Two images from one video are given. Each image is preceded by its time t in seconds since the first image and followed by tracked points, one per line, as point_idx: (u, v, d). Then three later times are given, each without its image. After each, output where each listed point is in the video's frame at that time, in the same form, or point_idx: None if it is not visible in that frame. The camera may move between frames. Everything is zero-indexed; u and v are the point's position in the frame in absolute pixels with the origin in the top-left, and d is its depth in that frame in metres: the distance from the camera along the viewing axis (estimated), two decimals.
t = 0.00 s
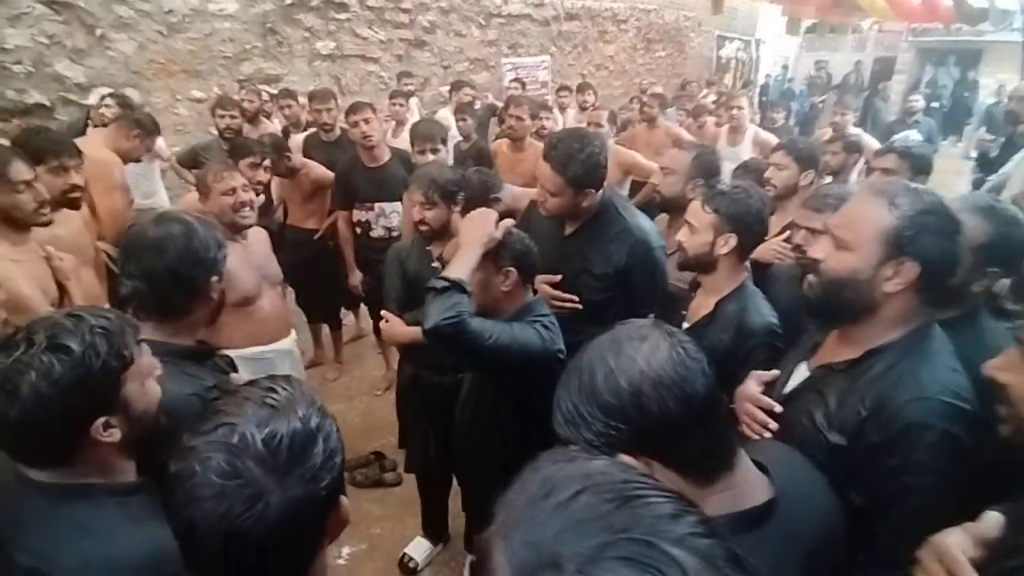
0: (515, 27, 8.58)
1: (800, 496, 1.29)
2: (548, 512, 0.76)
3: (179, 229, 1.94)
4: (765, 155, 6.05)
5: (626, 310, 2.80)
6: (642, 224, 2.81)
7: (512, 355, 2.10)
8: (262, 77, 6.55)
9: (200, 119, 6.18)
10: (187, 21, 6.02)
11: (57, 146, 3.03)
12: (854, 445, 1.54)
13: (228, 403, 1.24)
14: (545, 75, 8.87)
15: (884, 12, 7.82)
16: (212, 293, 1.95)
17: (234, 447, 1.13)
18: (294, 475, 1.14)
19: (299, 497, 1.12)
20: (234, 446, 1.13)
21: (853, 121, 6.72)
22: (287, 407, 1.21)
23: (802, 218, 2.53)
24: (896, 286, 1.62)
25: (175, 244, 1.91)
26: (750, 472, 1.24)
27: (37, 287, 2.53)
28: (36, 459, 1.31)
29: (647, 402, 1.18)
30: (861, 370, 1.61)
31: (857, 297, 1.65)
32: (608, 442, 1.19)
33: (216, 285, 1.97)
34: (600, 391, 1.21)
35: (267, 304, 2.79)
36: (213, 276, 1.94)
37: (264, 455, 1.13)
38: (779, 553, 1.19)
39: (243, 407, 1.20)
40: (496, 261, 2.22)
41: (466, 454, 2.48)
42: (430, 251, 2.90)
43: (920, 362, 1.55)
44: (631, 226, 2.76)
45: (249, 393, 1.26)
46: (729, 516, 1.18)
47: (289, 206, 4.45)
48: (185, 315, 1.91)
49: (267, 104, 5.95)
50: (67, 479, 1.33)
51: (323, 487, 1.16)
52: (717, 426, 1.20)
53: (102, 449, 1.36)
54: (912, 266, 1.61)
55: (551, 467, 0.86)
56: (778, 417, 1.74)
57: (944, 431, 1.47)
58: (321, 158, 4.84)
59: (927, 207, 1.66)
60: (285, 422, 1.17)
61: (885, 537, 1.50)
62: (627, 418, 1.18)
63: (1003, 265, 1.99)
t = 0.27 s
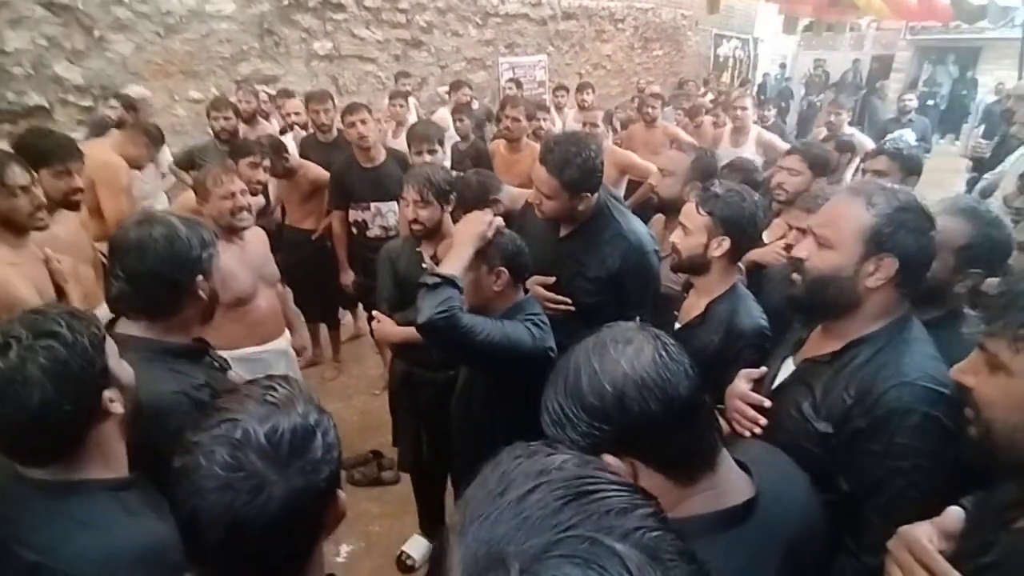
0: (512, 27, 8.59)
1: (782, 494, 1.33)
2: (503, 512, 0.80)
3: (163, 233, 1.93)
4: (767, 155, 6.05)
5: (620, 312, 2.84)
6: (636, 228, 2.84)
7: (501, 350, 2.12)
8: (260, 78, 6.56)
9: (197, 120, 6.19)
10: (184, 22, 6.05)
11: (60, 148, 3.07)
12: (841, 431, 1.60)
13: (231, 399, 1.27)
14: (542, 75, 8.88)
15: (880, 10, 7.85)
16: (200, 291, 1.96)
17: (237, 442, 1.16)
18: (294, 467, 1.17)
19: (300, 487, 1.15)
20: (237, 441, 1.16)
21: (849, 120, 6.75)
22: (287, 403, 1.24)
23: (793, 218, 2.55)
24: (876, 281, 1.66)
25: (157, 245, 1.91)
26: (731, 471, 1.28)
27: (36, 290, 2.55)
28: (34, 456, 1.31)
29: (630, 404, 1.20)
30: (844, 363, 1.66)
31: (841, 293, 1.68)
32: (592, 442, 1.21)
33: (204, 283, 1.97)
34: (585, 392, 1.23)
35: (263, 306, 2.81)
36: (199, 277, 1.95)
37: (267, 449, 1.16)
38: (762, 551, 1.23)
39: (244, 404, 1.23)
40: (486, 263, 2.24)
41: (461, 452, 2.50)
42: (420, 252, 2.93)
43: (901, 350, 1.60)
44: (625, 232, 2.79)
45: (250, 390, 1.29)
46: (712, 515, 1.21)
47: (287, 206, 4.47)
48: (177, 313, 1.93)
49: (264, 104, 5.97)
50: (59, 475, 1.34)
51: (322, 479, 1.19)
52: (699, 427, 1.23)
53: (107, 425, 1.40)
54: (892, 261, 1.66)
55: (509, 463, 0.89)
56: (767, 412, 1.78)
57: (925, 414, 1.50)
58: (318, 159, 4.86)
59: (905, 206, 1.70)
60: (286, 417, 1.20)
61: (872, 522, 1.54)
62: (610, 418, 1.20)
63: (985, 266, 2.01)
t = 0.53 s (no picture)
0: (512, 27, 8.61)
1: (773, 492, 1.34)
2: (461, 530, 0.80)
3: (160, 228, 1.92)
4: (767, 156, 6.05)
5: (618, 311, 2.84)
6: (628, 226, 2.86)
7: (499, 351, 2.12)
8: (259, 78, 6.57)
9: (197, 120, 6.20)
10: (184, 23, 6.06)
11: (56, 139, 3.06)
12: (835, 424, 1.60)
13: (228, 398, 1.27)
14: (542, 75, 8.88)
15: (880, 10, 7.85)
16: (194, 282, 1.95)
17: (234, 440, 1.17)
18: (292, 463, 1.18)
19: (297, 482, 1.16)
20: (234, 439, 1.17)
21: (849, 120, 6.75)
22: (283, 402, 1.24)
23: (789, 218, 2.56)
24: (864, 276, 1.67)
25: (152, 240, 1.90)
26: (720, 469, 1.29)
27: (35, 290, 2.56)
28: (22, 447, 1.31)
29: (619, 405, 1.21)
30: (835, 358, 1.67)
31: (830, 288, 1.69)
32: (581, 442, 1.21)
33: (197, 273, 1.95)
34: (574, 393, 1.24)
35: (258, 306, 2.81)
36: (191, 266, 1.93)
37: (264, 445, 1.17)
38: (751, 548, 1.24)
39: (240, 403, 1.23)
40: (487, 260, 2.25)
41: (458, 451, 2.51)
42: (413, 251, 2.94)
43: (890, 342, 1.62)
44: (619, 229, 2.81)
45: (245, 389, 1.28)
46: (702, 513, 1.22)
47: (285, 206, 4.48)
48: (176, 304, 1.94)
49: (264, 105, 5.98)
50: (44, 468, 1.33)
51: (318, 473, 1.20)
52: (688, 425, 1.24)
53: (94, 412, 1.42)
54: (879, 256, 1.66)
55: (467, 471, 0.88)
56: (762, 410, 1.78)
57: (916, 405, 1.52)
58: (317, 159, 4.87)
59: (891, 202, 1.71)
60: (282, 414, 1.21)
61: (866, 514, 1.55)
62: (600, 419, 1.20)
63: (978, 265, 2.02)
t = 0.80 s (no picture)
0: (512, 27, 8.61)
1: (775, 490, 1.34)
2: (435, 528, 0.81)
3: (173, 223, 1.94)
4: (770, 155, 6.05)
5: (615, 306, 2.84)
6: (619, 219, 2.87)
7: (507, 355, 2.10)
8: (259, 78, 6.57)
9: (197, 120, 6.22)
10: (183, 23, 6.06)
11: (63, 142, 3.12)
12: (840, 423, 1.61)
13: (229, 398, 1.27)
14: (542, 75, 8.88)
15: (880, 10, 7.86)
16: (186, 282, 1.93)
17: (235, 439, 1.17)
18: (293, 463, 1.18)
19: (299, 482, 1.16)
20: (236, 438, 1.17)
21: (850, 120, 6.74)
22: (285, 402, 1.24)
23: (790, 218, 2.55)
24: (868, 276, 1.67)
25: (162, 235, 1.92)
26: (720, 467, 1.29)
27: (36, 291, 2.55)
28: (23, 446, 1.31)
29: (619, 404, 1.21)
30: (839, 357, 1.67)
31: (833, 289, 1.69)
32: (582, 441, 1.22)
33: (189, 273, 1.93)
34: (575, 392, 1.24)
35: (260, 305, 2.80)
36: (182, 265, 1.91)
37: (266, 445, 1.17)
38: (752, 547, 1.24)
39: (242, 403, 1.23)
40: (502, 258, 2.25)
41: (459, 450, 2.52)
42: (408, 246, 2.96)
43: (893, 341, 1.62)
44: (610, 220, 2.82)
45: (247, 389, 1.28)
46: (702, 511, 1.22)
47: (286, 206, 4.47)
48: (170, 302, 1.93)
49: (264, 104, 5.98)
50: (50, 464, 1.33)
51: (320, 473, 1.19)
52: (689, 424, 1.24)
53: (99, 411, 1.41)
54: (881, 257, 1.67)
55: (441, 469, 0.88)
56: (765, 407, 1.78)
57: (922, 402, 1.53)
58: (317, 159, 4.86)
59: (890, 202, 1.71)
60: (284, 414, 1.21)
61: (869, 510, 1.55)
62: (600, 418, 1.21)
63: (977, 264, 2.02)
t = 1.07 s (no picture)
0: (515, 26, 8.60)
1: (785, 491, 1.33)
2: (439, 522, 0.79)
3: (178, 217, 1.96)
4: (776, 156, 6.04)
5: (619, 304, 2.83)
6: (612, 208, 2.88)
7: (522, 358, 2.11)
8: (263, 76, 6.58)
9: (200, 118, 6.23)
10: (187, 21, 6.07)
11: (68, 140, 3.15)
12: (855, 426, 1.59)
13: (235, 403, 1.26)
14: (545, 74, 8.88)
15: (884, 11, 7.85)
16: (169, 286, 1.93)
17: (239, 448, 1.16)
18: (298, 475, 1.16)
19: (302, 494, 1.14)
20: (239, 447, 1.16)
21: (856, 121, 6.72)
22: (293, 409, 1.23)
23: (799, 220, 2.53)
24: (889, 281, 1.68)
25: (161, 229, 1.93)
26: (729, 467, 1.28)
27: (40, 289, 2.55)
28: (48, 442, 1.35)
29: (629, 403, 1.20)
30: (854, 359, 1.66)
31: (856, 295, 1.68)
32: (591, 440, 1.22)
33: (171, 276, 1.93)
34: (583, 391, 1.24)
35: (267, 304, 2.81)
36: (162, 269, 1.91)
37: (270, 456, 1.16)
38: (762, 549, 1.23)
39: (251, 408, 1.22)
40: (514, 257, 2.27)
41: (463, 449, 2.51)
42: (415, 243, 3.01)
43: (907, 343, 1.62)
44: (605, 211, 2.83)
45: (256, 394, 1.28)
46: (712, 513, 1.21)
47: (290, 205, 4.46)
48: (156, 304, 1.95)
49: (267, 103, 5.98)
50: (74, 465, 1.35)
51: (326, 486, 1.18)
52: (699, 425, 1.23)
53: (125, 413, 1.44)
54: (902, 262, 1.67)
55: (447, 465, 0.87)
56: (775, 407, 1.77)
57: (940, 406, 1.52)
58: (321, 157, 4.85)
59: (908, 205, 1.71)
60: (291, 424, 1.19)
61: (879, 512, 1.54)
62: (609, 417, 1.20)
63: (986, 265, 2.01)
